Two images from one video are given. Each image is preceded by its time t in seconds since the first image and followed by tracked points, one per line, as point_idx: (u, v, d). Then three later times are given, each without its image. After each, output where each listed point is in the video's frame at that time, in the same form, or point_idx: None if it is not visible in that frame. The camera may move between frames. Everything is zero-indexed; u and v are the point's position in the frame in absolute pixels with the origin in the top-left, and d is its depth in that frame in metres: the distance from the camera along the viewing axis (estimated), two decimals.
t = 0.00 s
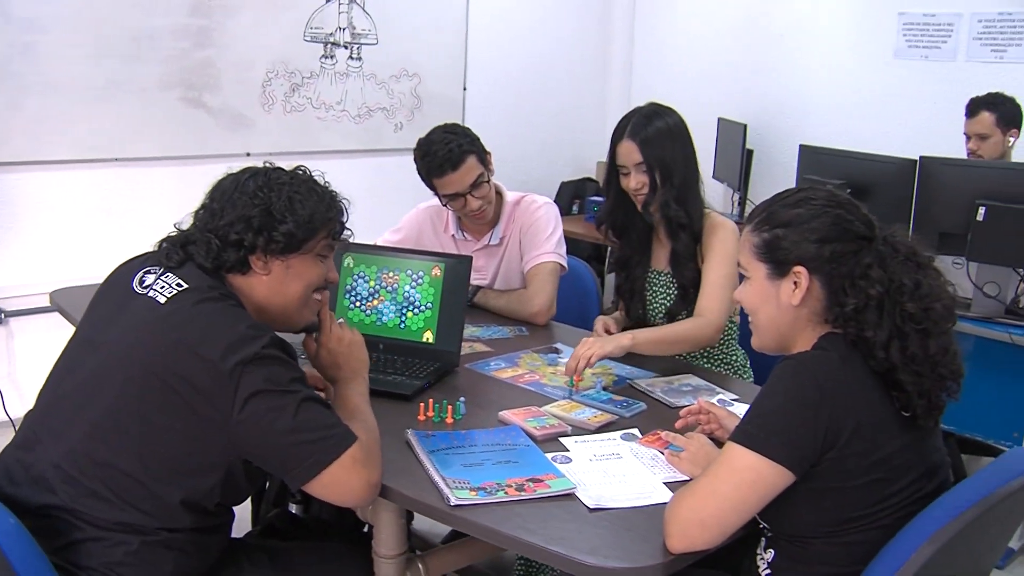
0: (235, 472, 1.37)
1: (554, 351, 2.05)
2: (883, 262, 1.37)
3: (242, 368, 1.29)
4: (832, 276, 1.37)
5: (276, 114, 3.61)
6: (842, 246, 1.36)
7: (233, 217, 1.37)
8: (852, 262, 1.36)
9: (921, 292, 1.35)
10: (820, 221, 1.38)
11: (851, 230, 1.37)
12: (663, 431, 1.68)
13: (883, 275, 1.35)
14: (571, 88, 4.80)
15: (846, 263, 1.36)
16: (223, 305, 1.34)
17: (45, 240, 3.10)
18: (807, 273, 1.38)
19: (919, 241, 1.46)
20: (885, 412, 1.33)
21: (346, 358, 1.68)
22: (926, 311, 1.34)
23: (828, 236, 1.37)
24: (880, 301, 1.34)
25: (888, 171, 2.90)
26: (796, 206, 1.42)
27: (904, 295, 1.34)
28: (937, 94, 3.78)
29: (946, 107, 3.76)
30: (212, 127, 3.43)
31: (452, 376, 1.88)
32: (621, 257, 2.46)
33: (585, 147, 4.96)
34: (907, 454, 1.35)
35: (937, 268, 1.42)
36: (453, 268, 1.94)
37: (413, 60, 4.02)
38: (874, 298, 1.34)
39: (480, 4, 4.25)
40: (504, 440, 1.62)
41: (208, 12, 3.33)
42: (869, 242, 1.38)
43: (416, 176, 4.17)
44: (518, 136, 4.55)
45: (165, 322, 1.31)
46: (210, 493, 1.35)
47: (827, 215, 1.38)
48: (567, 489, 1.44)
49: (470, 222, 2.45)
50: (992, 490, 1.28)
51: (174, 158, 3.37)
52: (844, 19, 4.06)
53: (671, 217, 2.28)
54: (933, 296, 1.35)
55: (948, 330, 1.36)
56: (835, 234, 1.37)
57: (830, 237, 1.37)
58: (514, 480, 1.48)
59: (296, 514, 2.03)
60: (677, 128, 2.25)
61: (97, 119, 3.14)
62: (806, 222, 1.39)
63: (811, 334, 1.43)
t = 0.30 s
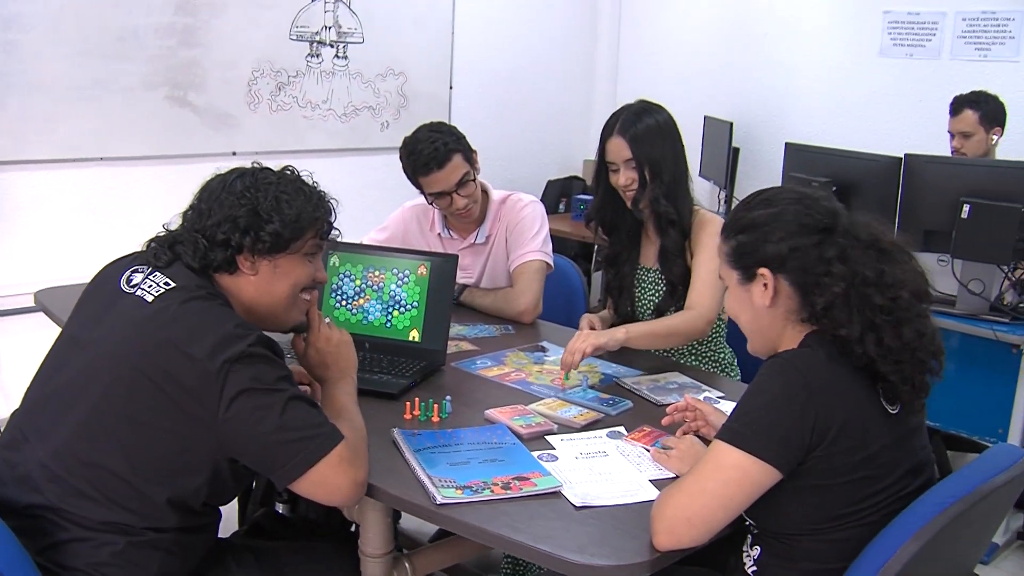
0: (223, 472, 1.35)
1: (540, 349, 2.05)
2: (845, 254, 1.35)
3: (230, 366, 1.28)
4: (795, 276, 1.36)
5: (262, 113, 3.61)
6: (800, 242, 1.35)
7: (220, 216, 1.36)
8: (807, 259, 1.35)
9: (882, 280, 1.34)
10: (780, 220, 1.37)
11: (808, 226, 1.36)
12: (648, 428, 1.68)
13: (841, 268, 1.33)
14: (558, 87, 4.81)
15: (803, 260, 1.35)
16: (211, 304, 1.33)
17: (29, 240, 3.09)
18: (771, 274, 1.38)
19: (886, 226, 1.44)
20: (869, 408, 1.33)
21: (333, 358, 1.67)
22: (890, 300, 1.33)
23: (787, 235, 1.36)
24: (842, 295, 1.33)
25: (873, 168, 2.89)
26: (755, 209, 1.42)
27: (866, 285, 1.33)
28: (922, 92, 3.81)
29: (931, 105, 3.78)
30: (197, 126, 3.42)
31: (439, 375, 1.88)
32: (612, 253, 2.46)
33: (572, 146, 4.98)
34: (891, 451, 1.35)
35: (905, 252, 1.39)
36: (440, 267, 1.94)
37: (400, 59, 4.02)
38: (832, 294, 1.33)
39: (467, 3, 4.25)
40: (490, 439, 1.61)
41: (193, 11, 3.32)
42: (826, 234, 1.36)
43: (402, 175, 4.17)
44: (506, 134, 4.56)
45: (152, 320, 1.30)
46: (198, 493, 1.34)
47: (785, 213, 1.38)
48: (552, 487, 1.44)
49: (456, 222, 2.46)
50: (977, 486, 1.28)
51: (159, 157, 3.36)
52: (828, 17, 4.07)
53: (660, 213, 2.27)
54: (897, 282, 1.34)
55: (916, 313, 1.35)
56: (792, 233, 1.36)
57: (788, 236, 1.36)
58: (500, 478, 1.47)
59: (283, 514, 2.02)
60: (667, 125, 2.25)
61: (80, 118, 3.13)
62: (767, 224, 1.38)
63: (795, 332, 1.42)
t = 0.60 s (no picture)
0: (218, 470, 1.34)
1: (534, 349, 2.05)
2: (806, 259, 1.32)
3: (223, 365, 1.27)
4: (763, 282, 1.35)
5: (256, 113, 3.61)
6: (765, 249, 1.34)
7: (207, 207, 1.37)
8: (770, 263, 1.34)
9: (838, 286, 1.31)
10: (746, 227, 1.37)
11: (774, 230, 1.35)
12: (641, 428, 1.68)
13: (799, 272, 1.32)
14: (552, 87, 4.81)
15: (768, 264, 1.34)
16: (205, 301, 1.33)
17: (21, 240, 3.08)
18: (740, 280, 1.37)
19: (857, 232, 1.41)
20: (855, 404, 1.33)
21: (328, 357, 1.66)
22: (846, 305, 1.31)
23: (753, 242, 1.35)
24: (800, 300, 1.31)
25: (866, 168, 2.89)
26: (723, 218, 1.42)
27: (820, 291, 1.30)
28: (914, 92, 3.81)
29: (924, 105, 3.78)
30: (191, 126, 3.42)
31: (432, 375, 1.88)
32: (609, 251, 2.47)
33: (567, 145, 4.98)
34: (877, 445, 1.35)
35: (871, 257, 1.37)
36: (433, 267, 1.94)
37: (394, 59, 4.02)
38: (785, 299, 1.33)
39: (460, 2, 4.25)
40: (483, 439, 1.61)
41: (186, 11, 3.32)
42: (792, 236, 1.35)
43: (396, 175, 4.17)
44: (500, 134, 4.56)
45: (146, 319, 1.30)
46: (193, 492, 1.33)
47: (751, 219, 1.37)
48: (546, 488, 1.44)
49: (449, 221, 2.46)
50: (967, 483, 1.29)
51: (152, 157, 3.36)
52: (822, 17, 4.07)
53: (657, 212, 2.28)
54: (853, 288, 1.31)
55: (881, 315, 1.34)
56: (758, 238, 1.35)
57: (753, 243, 1.35)
58: (493, 478, 1.47)
59: (277, 515, 2.02)
60: (666, 125, 2.27)
61: (73, 119, 3.12)
62: (736, 232, 1.38)
63: (765, 339, 1.40)
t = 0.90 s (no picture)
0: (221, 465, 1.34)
1: (533, 347, 2.05)
2: (780, 253, 1.34)
3: (227, 362, 1.27)
4: (744, 285, 1.36)
5: (255, 112, 3.60)
6: (743, 250, 1.35)
7: (199, 206, 1.37)
8: (748, 265, 1.35)
9: (819, 273, 1.32)
10: (722, 234, 1.39)
11: (749, 232, 1.37)
12: (640, 427, 1.68)
13: (778, 267, 1.33)
14: (550, 85, 4.81)
15: (745, 266, 1.35)
16: (207, 297, 1.33)
17: (21, 239, 3.09)
18: (724, 286, 1.38)
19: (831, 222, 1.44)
20: (853, 399, 1.33)
21: (328, 357, 1.66)
22: (829, 291, 1.32)
23: (731, 246, 1.37)
24: (783, 294, 1.32)
25: (864, 166, 2.89)
26: (700, 228, 1.44)
27: (803, 280, 1.32)
28: (913, 91, 3.81)
29: (924, 104, 3.78)
30: (190, 125, 3.42)
31: (431, 373, 1.88)
32: (610, 249, 2.47)
33: (565, 144, 4.98)
34: (876, 440, 1.35)
35: (847, 242, 1.39)
36: (432, 266, 1.94)
37: (393, 58, 4.01)
38: (770, 296, 1.34)
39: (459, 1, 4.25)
40: (482, 437, 1.61)
41: (186, 10, 3.32)
42: (767, 234, 1.36)
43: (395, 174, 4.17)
44: (499, 132, 4.56)
45: (149, 316, 1.30)
46: (195, 489, 1.32)
47: (725, 225, 1.39)
48: (545, 486, 1.44)
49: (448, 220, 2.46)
50: (968, 481, 1.29)
51: (152, 156, 3.36)
52: (821, 16, 4.07)
53: (657, 210, 2.27)
54: (834, 272, 1.33)
55: (859, 299, 1.33)
56: (734, 242, 1.37)
57: (731, 247, 1.37)
58: (492, 477, 1.47)
59: (276, 513, 2.02)
60: (668, 123, 2.27)
61: (72, 118, 3.12)
62: (713, 240, 1.40)
63: (760, 341, 1.40)
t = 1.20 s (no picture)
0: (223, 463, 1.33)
1: (531, 345, 2.05)
2: (777, 251, 1.34)
3: (229, 358, 1.27)
4: (741, 284, 1.36)
5: (253, 109, 3.60)
6: (738, 250, 1.36)
7: (216, 205, 1.37)
8: (745, 264, 1.35)
9: (818, 269, 1.33)
10: (716, 233, 1.39)
11: (742, 231, 1.37)
12: (639, 424, 1.68)
13: (776, 265, 1.33)
14: (549, 82, 4.81)
15: (742, 265, 1.35)
16: (212, 293, 1.33)
17: (19, 236, 3.08)
18: (720, 286, 1.39)
19: (824, 220, 1.45)
20: (851, 395, 1.33)
21: (326, 352, 1.65)
22: (827, 287, 1.33)
23: (725, 246, 1.37)
24: (781, 292, 1.32)
25: (862, 164, 2.89)
26: (693, 229, 1.44)
27: (802, 276, 1.32)
28: (911, 89, 3.81)
29: (922, 101, 3.78)
30: (188, 122, 3.42)
31: (430, 371, 1.88)
32: (608, 245, 2.46)
33: (564, 141, 4.98)
34: (873, 437, 1.35)
35: (842, 240, 1.39)
36: (431, 263, 1.94)
37: (391, 55, 4.01)
38: (768, 293, 1.34)
39: None
40: (481, 434, 1.61)
41: (184, 7, 3.31)
42: (761, 233, 1.37)
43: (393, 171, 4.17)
44: (497, 129, 4.56)
45: (155, 311, 1.30)
46: (197, 486, 1.32)
47: (719, 225, 1.39)
48: (544, 483, 1.44)
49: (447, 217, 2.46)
50: (966, 478, 1.29)
51: (150, 153, 3.35)
52: (820, 13, 4.07)
53: (657, 206, 2.27)
54: (832, 268, 1.33)
55: (858, 294, 1.34)
56: (730, 242, 1.37)
57: (725, 247, 1.37)
58: (491, 474, 1.47)
59: (274, 510, 2.02)
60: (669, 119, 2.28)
61: (70, 115, 3.12)
62: (706, 240, 1.40)
63: (757, 339, 1.40)
